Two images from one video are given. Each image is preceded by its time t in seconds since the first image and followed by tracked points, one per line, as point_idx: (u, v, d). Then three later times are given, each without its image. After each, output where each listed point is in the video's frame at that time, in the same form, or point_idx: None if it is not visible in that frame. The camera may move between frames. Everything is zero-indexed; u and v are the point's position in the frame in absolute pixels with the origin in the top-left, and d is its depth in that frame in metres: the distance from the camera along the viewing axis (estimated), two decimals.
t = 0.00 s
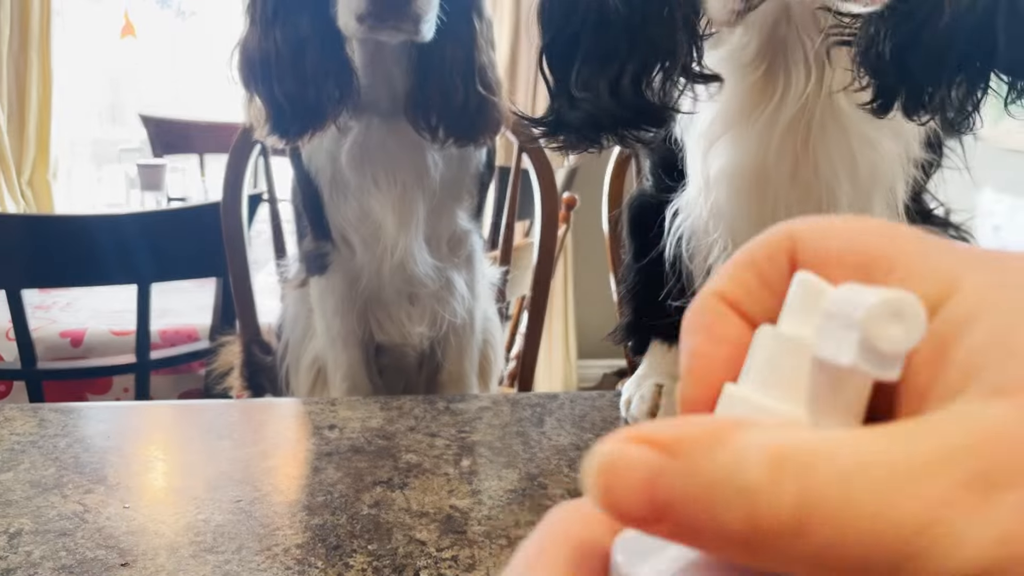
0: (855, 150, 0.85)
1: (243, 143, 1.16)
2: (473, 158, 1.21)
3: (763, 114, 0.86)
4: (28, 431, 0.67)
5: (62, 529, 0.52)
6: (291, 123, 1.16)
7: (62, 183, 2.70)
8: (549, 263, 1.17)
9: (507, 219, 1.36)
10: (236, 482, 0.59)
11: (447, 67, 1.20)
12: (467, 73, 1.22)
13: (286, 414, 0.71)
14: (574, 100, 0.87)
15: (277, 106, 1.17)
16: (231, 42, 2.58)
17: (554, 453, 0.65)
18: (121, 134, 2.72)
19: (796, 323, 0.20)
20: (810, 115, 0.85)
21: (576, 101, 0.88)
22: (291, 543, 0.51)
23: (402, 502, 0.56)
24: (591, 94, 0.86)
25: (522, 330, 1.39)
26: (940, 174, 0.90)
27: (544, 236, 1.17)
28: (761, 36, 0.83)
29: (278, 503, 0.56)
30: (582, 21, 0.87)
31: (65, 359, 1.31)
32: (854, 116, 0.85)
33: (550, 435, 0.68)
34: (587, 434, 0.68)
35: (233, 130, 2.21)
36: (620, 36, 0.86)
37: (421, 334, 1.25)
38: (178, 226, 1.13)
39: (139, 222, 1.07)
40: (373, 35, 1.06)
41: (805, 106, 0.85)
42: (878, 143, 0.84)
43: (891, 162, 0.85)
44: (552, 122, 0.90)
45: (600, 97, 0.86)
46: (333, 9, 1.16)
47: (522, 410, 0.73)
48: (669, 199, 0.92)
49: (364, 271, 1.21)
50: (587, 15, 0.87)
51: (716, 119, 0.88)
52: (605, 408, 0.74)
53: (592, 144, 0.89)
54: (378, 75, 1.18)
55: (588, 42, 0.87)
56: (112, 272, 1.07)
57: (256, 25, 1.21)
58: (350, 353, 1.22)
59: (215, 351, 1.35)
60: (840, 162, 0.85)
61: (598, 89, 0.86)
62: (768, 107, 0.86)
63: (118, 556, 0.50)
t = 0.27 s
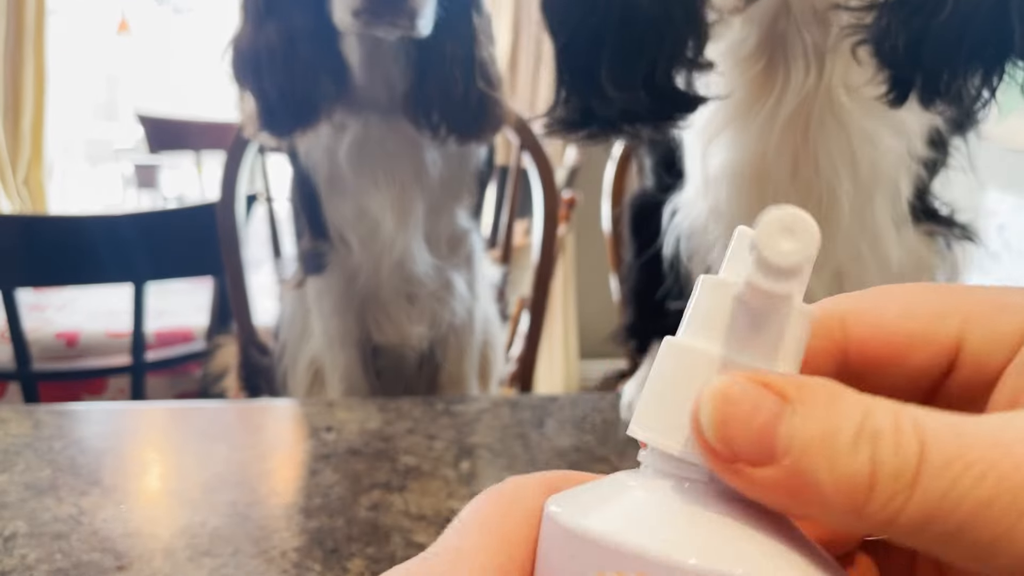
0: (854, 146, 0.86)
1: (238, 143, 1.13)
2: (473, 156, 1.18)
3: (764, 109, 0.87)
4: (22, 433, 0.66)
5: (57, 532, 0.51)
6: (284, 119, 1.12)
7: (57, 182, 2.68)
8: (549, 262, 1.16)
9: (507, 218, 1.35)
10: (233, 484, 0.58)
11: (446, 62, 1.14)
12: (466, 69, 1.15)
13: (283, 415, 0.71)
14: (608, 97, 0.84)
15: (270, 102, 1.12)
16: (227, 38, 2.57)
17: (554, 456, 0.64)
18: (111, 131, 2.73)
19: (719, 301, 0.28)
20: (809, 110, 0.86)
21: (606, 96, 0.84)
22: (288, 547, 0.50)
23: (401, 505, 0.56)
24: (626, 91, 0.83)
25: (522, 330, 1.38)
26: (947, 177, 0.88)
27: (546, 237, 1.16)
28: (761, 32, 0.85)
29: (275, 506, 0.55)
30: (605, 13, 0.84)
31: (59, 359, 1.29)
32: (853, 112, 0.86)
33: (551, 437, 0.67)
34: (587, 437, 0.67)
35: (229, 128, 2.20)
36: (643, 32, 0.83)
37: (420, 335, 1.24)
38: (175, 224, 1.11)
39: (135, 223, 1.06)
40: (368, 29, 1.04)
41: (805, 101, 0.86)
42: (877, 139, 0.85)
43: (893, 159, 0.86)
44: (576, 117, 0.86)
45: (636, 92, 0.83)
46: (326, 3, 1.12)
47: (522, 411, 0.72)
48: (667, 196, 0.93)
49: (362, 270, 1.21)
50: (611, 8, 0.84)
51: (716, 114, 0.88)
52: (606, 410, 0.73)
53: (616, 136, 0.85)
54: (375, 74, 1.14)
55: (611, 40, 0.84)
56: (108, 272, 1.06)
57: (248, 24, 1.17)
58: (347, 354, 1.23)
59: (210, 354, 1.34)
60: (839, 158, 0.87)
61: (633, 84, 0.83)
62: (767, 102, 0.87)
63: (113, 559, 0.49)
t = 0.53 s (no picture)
0: (852, 148, 0.92)
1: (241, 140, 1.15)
2: (473, 155, 1.18)
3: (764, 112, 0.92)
4: (20, 433, 0.66)
5: (56, 533, 0.51)
6: (290, 119, 1.14)
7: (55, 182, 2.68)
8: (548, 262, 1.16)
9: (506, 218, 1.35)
10: (232, 485, 0.58)
11: (447, 61, 1.14)
12: (466, 69, 1.14)
13: (282, 416, 0.70)
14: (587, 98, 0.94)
15: (274, 103, 1.13)
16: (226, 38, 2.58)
17: (554, 456, 0.64)
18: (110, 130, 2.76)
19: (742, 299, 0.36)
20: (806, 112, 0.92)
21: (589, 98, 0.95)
22: (288, 547, 0.50)
23: (401, 505, 0.55)
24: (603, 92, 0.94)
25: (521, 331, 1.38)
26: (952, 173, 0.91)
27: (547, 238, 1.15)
28: (760, 35, 0.90)
29: (275, 507, 0.55)
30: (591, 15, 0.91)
31: (59, 361, 1.31)
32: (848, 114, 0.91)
33: (551, 438, 0.67)
34: (587, 438, 0.67)
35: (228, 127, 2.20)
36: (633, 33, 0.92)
37: (420, 336, 1.24)
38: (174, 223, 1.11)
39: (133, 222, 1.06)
40: (366, 26, 1.12)
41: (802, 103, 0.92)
42: (873, 141, 0.91)
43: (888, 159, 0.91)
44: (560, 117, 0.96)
45: (612, 94, 0.94)
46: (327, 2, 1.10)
47: (521, 412, 0.72)
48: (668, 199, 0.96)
49: (362, 271, 1.20)
50: (596, 9, 0.91)
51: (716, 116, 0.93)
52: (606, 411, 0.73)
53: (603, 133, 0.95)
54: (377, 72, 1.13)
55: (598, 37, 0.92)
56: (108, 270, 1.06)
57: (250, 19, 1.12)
58: (348, 353, 1.25)
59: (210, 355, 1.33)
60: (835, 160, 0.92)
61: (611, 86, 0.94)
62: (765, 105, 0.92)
63: (113, 559, 0.48)
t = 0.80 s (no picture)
0: (853, 145, 0.95)
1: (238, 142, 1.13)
2: (473, 156, 1.16)
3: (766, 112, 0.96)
4: (22, 433, 0.66)
5: (57, 532, 0.51)
6: (291, 118, 1.13)
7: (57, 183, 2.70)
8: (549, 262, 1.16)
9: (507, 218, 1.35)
10: (233, 485, 0.58)
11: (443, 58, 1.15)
12: (461, 67, 1.14)
13: (283, 416, 0.71)
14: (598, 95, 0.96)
15: (274, 101, 1.12)
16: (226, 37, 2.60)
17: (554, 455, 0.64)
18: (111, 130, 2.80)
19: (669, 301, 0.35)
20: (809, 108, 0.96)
21: (600, 96, 0.96)
22: (289, 547, 0.50)
23: (401, 504, 0.56)
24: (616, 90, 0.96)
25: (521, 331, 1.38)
26: (947, 174, 0.93)
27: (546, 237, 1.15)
28: (760, 34, 0.94)
29: (276, 506, 0.55)
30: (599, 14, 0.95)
31: (60, 359, 1.31)
32: (849, 109, 0.95)
33: (551, 437, 0.67)
34: (587, 437, 0.67)
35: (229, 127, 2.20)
36: (644, 31, 0.94)
37: (420, 335, 1.25)
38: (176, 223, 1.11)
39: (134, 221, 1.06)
40: (363, 25, 1.12)
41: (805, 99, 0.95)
42: (872, 139, 0.93)
43: (888, 154, 0.94)
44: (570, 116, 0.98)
45: (625, 92, 0.96)
46: None
47: (521, 411, 0.72)
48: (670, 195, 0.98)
49: (362, 271, 1.22)
50: (603, 9, 0.94)
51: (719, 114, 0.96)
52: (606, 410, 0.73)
53: (611, 130, 0.97)
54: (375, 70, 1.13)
55: (609, 35, 0.95)
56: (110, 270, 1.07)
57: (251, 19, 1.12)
58: (348, 352, 1.25)
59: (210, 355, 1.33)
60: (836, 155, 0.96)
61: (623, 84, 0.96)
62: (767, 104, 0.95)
63: (114, 558, 0.49)
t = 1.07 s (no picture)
0: (851, 151, 0.89)
1: (243, 140, 1.16)
2: (474, 157, 1.19)
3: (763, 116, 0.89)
4: (25, 432, 0.67)
5: (60, 531, 0.52)
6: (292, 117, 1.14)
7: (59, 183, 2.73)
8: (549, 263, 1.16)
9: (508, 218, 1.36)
10: (235, 483, 0.58)
11: (443, 56, 1.17)
12: (462, 66, 1.18)
13: (285, 415, 0.71)
14: (594, 97, 0.88)
15: (278, 101, 1.14)
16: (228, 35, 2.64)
17: (554, 454, 0.64)
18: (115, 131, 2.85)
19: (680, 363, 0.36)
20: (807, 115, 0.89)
21: (597, 99, 0.88)
22: (290, 545, 0.51)
23: (401, 504, 0.56)
24: (613, 92, 0.87)
25: (522, 330, 1.39)
26: (944, 178, 0.90)
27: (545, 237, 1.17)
28: (759, 36, 0.85)
29: (277, 505, 0.55)
30: (599, 15, 0.85)
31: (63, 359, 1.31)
32: (851, 118, 0.88)
33: (551, 436, 0.68)
34: (587, 436, 0.68)
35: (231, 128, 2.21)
36: (639, 34, 0.85)
37: (420, 334, 1.25)
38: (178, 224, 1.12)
39: (136, 222, 1.08)
40: (366, 25, 1.11)
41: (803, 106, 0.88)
42: (871, 144, 0.87)
43: (891, 163, 0.88)
44: (566, 119, 0.92)
45: (622, 94, 0.87)
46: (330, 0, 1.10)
47: (522, 411, 0.72)
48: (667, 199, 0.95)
49: (364, 271, 1.21)
50: (603, 9, 0.85)
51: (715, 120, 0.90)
52: (607, 409, 0.73)
53: (606, 136, 0.91)
54: (376, 74, 1.13)
55: (604, 37, 0.86)
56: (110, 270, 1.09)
57: (254, 20, 1.13)
58: (348, 353, 1.24)
59: (212, 353, 1.34)
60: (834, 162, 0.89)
61: (620, 86, 0.87)
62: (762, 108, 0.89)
63: (116, 557, 0.49)
